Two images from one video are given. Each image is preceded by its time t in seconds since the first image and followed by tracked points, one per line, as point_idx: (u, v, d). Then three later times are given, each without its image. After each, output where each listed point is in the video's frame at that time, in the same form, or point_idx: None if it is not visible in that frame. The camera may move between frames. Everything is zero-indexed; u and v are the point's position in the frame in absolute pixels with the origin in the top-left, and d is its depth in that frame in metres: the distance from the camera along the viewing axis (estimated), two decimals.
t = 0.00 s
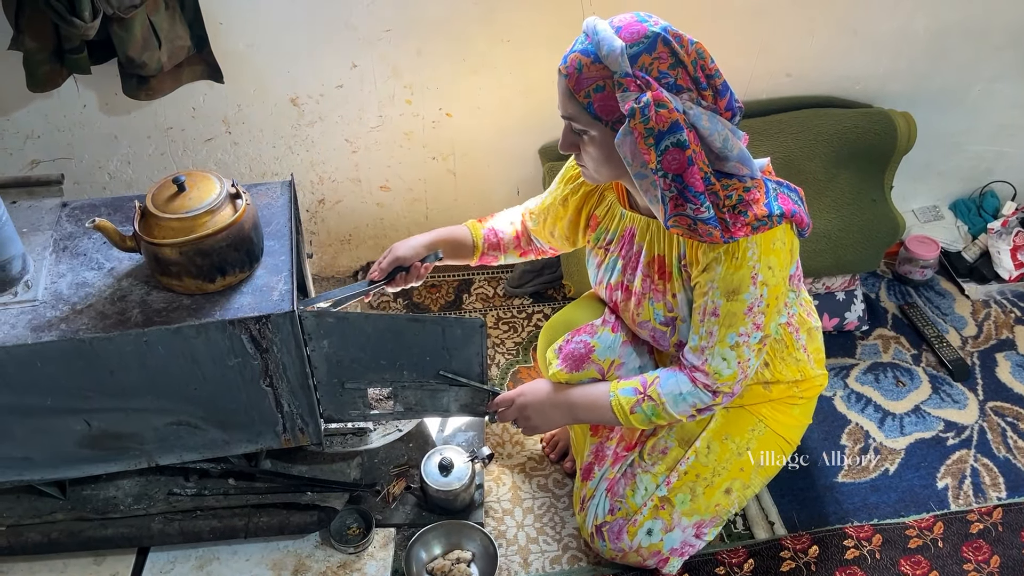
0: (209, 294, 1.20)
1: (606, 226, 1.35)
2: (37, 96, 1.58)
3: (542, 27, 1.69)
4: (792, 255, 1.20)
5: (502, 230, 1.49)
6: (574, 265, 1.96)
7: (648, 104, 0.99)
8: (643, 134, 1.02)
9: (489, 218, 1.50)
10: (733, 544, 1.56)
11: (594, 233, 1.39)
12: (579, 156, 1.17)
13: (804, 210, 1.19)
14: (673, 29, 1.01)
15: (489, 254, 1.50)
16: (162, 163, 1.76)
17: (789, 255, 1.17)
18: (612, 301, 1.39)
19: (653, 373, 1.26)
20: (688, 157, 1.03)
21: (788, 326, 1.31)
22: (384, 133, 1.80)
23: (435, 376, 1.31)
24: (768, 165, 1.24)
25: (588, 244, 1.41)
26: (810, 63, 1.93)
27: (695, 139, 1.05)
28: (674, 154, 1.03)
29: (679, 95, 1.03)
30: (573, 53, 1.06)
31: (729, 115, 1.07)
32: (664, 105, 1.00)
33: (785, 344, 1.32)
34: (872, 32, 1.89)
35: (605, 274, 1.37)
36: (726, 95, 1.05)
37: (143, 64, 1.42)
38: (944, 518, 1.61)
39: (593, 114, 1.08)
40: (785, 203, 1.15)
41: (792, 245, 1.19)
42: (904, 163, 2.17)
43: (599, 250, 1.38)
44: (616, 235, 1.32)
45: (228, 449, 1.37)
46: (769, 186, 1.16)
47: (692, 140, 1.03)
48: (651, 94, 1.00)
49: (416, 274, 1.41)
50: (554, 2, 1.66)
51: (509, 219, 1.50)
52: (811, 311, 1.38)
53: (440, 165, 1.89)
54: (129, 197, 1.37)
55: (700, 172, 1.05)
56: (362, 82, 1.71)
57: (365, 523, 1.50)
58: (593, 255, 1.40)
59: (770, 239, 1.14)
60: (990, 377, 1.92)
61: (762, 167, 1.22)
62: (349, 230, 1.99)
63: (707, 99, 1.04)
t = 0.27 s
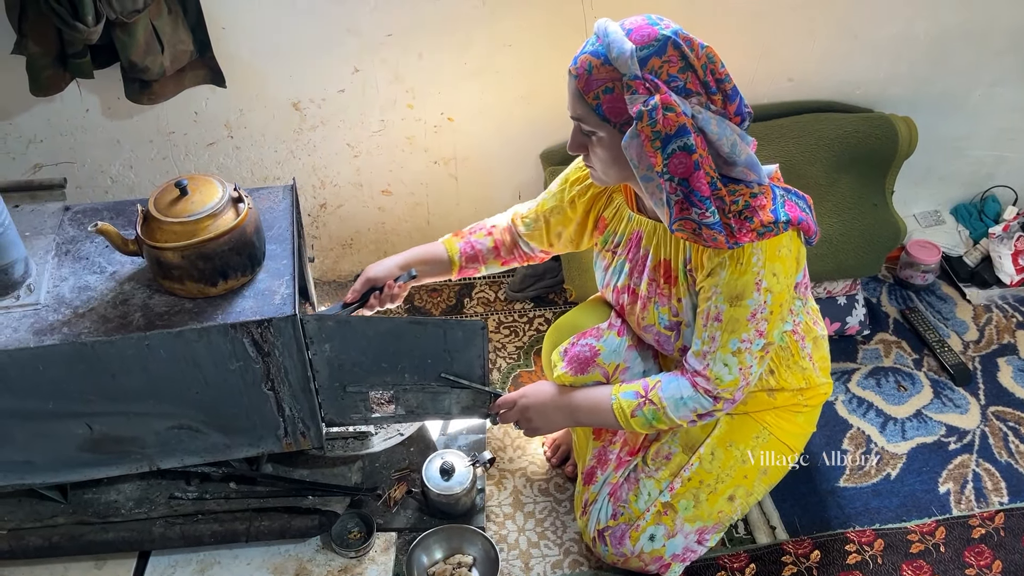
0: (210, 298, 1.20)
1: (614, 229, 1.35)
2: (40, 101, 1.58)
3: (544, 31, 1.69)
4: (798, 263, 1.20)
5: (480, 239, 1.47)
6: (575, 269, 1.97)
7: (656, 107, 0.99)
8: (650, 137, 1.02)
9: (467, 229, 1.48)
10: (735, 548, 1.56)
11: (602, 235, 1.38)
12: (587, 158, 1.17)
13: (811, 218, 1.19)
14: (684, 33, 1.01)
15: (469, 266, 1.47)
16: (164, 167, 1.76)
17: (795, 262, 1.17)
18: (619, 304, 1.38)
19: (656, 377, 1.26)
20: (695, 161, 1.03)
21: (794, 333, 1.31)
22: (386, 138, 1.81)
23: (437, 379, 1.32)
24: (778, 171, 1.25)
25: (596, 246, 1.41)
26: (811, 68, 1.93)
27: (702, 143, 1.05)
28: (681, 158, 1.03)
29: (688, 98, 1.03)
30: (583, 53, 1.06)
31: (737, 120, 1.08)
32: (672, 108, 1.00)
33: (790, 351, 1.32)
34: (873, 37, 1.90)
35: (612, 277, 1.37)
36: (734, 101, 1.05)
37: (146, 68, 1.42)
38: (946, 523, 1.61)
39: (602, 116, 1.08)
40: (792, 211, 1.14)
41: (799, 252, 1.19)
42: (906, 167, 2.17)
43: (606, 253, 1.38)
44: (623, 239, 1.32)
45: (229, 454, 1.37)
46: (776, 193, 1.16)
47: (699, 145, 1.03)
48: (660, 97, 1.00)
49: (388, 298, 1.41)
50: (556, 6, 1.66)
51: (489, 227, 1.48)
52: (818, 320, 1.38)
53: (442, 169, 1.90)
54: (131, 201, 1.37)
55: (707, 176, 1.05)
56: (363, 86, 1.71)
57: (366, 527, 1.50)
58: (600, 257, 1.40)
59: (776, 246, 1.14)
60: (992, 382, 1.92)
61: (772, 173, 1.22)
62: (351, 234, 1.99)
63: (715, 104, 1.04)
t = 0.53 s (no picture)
0: (211, 305, 1.20)
1: (614, 237, 1.35)
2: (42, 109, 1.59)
3: (544, 40, 1.70)
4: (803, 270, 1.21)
5: (456, 249, 1.44)
6: (575, 276, 1.97)
7: (683, 109, 1.00)
8: (675, 139, 1.02)
9: (443, 239, 1.44)
10: (736, 557, 1.56)
11: (601, 241, 1.38)
12: (597, 162, 1.17)
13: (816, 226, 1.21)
14: (705, 38, 1.03)
15: (444, 275, 1.44)
16: (165, 175, 1.77)
17: (801, 269, 1.18)
18: (617, 310, 1.39)
19: (657, 384, 1.26)
20: (717, 165, 1.04)
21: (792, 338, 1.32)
22: (387, 146, 1.81)
23: (437, 386, 1.32)
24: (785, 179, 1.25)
25: (594, 253, 1.41)
26: (810, 77, 1.94)
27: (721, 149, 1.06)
28: (704, 161, 1.04)
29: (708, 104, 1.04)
30: (602, 55, 1.06)
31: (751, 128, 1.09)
32: (698, 111, 1.01)
33: (788, 355, 1.33)
34: (872, 46, 1.90)
35: (611, 283, 1.37)
36: (751, 108, 1.07)
37: (148, 76, 1.43)
38: (947, 531, 1.61)
39: (620, 119, 1.08)
40: (800, 219, 1.16)
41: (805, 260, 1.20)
42: (906, 175, 2.17)
43: (605, 260, 1.37)
44: (624, 247, 1.33)
45: (229, 461, 1.37)
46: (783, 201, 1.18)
47: (722, 149, 1.04)
48: (685, 100, 1.01)
49: (360, 308, 1.39)
50: (557, 15, 1.67)
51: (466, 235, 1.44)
52: (814, 324, 1.40)
53: (443, 177, 1.90)
54: (133, 209, 1.38)
55: (726, 182, 1.06)
56: (364, 95, 1.71)
57: (366, 536, 1.48)
58: (599, 264, 1.40)
59: (785, 254, 1.15)
60: (992, 390, 1.92)
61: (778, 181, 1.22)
62: (351, 242, 2.00)
63: (732, 111, 1.06)
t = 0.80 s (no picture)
0: (210, 315, 1.20)
1: (617, 246, 1.36)
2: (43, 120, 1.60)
3: (544, 51, 1.70)
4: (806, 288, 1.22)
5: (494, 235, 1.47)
6: (575, 286, 1.97)
7: (690, 130, 1.00)
8: (681, 160, 1.03)
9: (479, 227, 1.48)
10: (736, 568, 1.55)
11: (604, 250, 1.39)
12: (604, 174, 1.17)
13: (822, 245, 1.21)
14: (717, 56, 1.02)
15: (482, 260, 1.50)
16: (165, 185, 1.78)
17: (804, 290, 1.19)
18: (617, 321, 1.38)
19: (656, 398, 1.26)
20: (723, 187, 1.04)
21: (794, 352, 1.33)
22: (387, 156, 1.82)
23: (436, 396, 1.32)
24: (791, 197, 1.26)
25: (597, 261, 1.41)
26: (809, 87, 1.94)
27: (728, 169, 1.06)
28: (709, 183, 1.04)
29: (717, 123, 1.05)
30: (613, 69, 1.06)
31: (761, 147, 1.09)
32: (705, 133, 1.01)
33: (787, 369, 1.34)
34: (871, 57, 1.91)
35: (612, 294, 1.37)
36: (761, 128, 1.07)
37: (148, 87, 1.44)
38: (948, 542, 1.60)
39: (628, 133, 1.09)
40: (806, 239, 1.17)
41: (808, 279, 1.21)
42: (905, 185, 2.18)
43: (607, 269, 1.38)
44: (627, 258, 1.33)
45: (227, 471, 1.37)
46: (791, 220, 1.18)
47: (728, 171, 1.04)
48: (693, 120, 1.01)
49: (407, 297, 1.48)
50: (557, 27, 1.67)
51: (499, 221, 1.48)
52: (815, 337, 1.40)
53: (443, 187, 1.91)
54: (132, 219, 1.38)
55: (732, 203, 1.06)
56: (364, 106, 1.72)
57: (365, 546, 1.48)
58: (601, 273, 1.40)
59: (790, 274, 1.16)
60: (993, 400, 1.92)
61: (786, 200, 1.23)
62: (351, 252, 2.00)
63: (742, 130, 1.06)
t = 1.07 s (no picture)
0: (209, 325, 1.20)
1: (632, 252, 1.36)
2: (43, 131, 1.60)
3: (544, 63, 1.71)
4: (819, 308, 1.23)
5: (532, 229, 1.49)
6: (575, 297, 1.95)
7: (715, 142, 1.00)
8: (704, 172, 1.03)
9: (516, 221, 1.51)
10: None
11: (619, 256, 1.39)
12: (625, 177, 1.18)
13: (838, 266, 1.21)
14: (748, 69, 1.02)
15: (521, 251, 1.51)
16: (165, 197, 1.78)
17: (817, 310, 1.20)
18: (625, 328, 1.37)
19: (658, 409, 1.25)
20: (745, 202, 1.04)
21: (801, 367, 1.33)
22: (387, 168, 1.82)
23: (435, 406, 1.31)
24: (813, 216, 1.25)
25: (612, 266, 1.41)
26: (809, 100, 1.94)
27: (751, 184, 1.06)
28: (731, 197, 1.04)
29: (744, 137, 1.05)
30: (643, 74, 1.07)
31: (785, 163, 1.10)
32: (730, 146, 1.01)
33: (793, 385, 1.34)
34: (870, 69, 1.91)
35: (623, 300, 1.36)
36: (787, 145, 1.07)
37: (148, 98, 1.44)
38: (951, 556, 1.59)
39: (653, 139, 1.09)
40: (823, 260, 1.17)
41: (822, 299, 1.22)
42: (905, 197, 2.18)
43: (621, 275, 1.38)
44: (641, 265, 1.33)
45: (225, 483, 1.36)
46: (811, 239, 1.18)
47: (751, 186, 1.04)
48: (719, 133, 1.01)
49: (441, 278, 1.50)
50: (557, 39, 1.68)
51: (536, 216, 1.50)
52: (822, 353, 1.41)
53: (443, 199, 1.91)
54: (131, 230, 1.38)
55: (752, 219, 1.06)
56: (364, 117, 1.72)
57: (363, 560, 1.44)
58: (613, 279, 1.40)
59: (804, 294, 1.16)
60: (994, 412, 1.91)
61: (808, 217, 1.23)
62: (351, 264, 2.00)
63: (767, 145, 1.06)
